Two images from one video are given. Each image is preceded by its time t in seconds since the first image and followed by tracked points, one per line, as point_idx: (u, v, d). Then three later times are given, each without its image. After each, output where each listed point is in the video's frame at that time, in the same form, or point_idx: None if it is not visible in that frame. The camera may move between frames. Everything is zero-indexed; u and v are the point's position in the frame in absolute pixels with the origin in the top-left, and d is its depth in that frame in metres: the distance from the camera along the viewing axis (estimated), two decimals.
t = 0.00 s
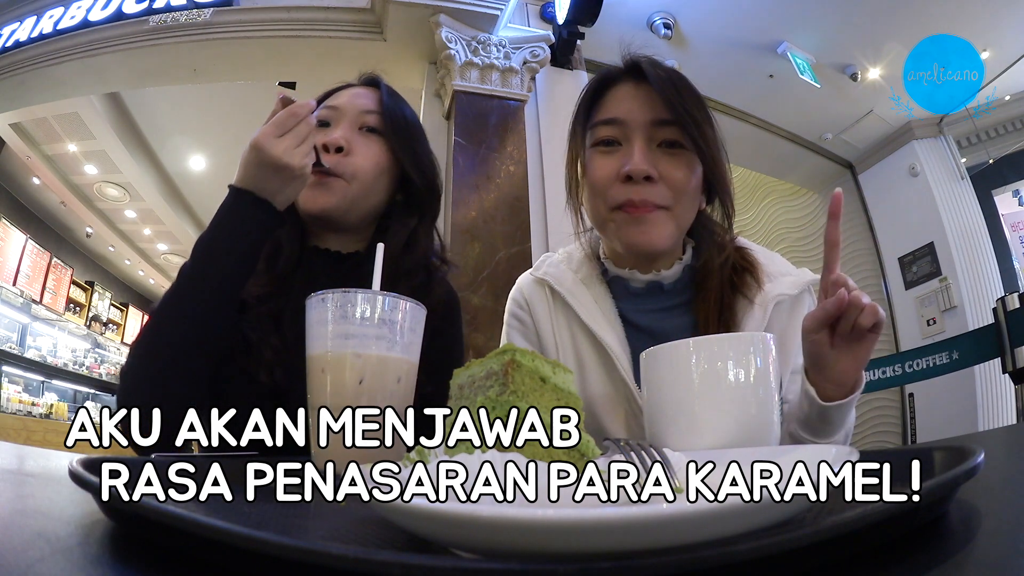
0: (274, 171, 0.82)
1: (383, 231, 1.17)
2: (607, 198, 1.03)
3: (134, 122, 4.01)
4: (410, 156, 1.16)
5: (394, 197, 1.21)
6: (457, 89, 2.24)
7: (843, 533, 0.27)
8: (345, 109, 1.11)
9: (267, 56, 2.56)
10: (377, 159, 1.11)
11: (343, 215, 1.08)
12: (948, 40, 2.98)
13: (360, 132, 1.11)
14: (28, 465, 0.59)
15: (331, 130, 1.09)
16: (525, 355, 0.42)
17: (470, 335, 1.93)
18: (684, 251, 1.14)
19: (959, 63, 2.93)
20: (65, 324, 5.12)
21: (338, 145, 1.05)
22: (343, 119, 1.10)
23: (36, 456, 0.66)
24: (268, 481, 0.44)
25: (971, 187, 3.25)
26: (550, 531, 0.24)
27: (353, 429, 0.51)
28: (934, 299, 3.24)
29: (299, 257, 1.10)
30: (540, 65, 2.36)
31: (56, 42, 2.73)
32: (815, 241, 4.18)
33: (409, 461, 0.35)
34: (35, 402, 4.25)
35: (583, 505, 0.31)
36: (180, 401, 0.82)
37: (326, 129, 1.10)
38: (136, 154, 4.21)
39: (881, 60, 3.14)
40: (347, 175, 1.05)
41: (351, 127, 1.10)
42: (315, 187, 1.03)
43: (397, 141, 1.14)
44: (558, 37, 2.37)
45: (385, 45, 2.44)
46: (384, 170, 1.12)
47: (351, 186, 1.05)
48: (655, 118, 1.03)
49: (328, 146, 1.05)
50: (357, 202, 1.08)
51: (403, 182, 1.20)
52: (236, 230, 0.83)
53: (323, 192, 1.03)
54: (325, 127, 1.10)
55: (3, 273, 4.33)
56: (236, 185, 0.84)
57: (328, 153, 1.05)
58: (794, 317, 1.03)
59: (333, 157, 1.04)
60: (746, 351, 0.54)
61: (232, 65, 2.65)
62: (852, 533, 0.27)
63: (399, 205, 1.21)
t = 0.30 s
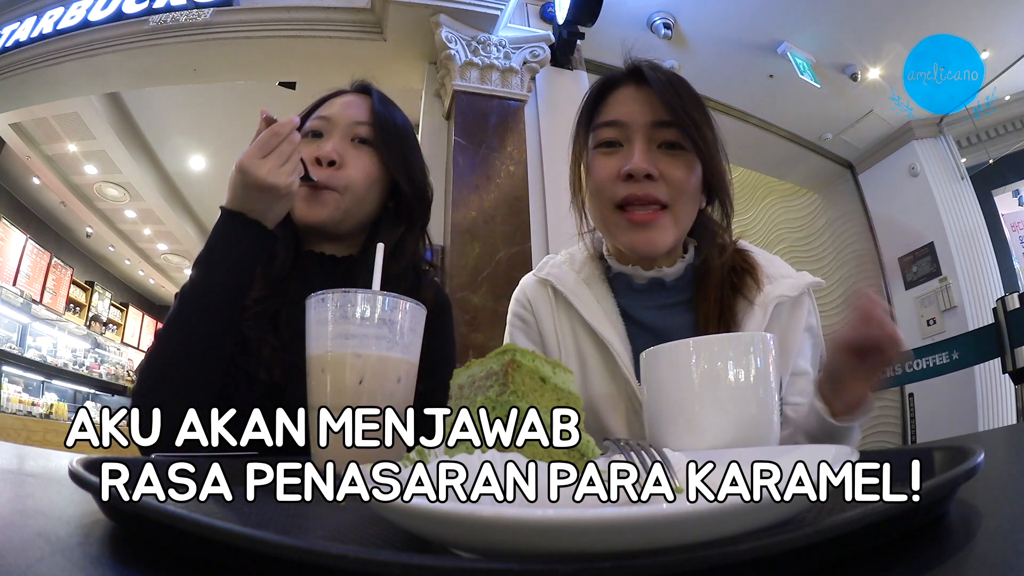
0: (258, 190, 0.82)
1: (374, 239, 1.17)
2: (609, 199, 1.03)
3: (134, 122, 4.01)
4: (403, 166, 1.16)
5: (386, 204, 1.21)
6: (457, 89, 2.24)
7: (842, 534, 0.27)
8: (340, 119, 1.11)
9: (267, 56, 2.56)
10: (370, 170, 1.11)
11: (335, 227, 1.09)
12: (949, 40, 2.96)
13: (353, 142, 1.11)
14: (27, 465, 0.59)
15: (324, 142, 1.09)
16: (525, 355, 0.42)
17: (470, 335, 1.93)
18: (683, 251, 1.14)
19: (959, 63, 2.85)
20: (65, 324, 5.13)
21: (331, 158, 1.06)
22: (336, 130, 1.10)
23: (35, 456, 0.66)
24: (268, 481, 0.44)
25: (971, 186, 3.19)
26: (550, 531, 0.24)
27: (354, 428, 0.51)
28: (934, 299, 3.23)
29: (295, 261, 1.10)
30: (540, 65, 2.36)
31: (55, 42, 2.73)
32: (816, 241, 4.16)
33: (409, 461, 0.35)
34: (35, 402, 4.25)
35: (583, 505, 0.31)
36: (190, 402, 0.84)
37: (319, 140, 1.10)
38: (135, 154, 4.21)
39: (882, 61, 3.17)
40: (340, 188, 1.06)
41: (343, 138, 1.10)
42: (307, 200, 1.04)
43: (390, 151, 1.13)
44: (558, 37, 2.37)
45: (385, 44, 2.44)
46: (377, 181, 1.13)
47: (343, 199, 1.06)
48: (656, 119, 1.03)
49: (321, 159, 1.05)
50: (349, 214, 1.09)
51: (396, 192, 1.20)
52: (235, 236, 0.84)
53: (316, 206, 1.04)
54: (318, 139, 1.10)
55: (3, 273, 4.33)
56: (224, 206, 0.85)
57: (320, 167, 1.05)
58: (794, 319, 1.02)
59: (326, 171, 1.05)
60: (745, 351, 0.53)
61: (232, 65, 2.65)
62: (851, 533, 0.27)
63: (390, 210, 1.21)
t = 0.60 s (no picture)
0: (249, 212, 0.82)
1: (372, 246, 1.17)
2: (610, 199, 1.03)
3: (134, 121, 4.01)
4: (404, 175, 1.16)
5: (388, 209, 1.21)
6: (457, 89, 2.24)
7: (842, 534, 0.27)
8: (344, 128, 1.11)
9: (267, 56, 2.56)
10: (371, 181, 1.11)
11: (336, 236, 1.10)
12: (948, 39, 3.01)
13: (354, 152, 1.11)
14: (28, 465, 0.59)
15: (326, 152, 1.09)
16: (525, 354, 0.42)
17: (469, 334, 1.93)
18: (685, 253, 1.14)
19: (959, 63, 3.02)
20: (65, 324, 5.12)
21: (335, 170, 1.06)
22: (337, 139, 1.10)
23: (35, 456, 0.66)
24: (268, 481, 0.44)
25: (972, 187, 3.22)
26: (551, 530, 0.24)
27: (353, 429, 0.51)
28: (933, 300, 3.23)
29: (294, 264, 1.11)
30: (540, 65, 2.36)
31: (56, 42, 2.73)
32: (816, 241, 4.16)
33: (409, 461, 0.35)
34: (35, 402, 4.25)
35: (582, 505, 0.31)
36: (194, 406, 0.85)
37: (320, 149, 1.10)
38: (135, 154, 4.21)
39: (882, 60, 3.14)
40: (343, 200, 1.06)
41: (345, 148, 1.10)
42: (309, 212, 1.04)
43: (391, 161, 1.14)
44: (558, 38, 2.37)
45: (385, 44, 2.44)
46: (379, 193, 1.13)
47: (346, 210, 1.07)
48: (657, 120, 1.03)
49: (325, 170, 1.05)
50: (350, 224, 1.09)
51: (395, 199, 1.20)
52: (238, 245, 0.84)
53: (319, 217, 1.05)
54: (320, 148, 1.10)
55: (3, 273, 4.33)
56: (221, 226, 0.85)
57: (324, 178, 1.06)
58: (795, 322, 1.02)
59: (329, 183, 1.05)
60: (745, 351, 0.53)
61: (232, 65, 2.65)
62: (851, 534, 0.27)
63: (391, 215, 1.21)
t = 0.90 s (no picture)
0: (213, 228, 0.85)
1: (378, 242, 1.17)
2: (606, 199, 1.04)
3: (134, 121, 4.00)
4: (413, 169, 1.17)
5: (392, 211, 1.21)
6: (457, 89, 2.24)
7: (841, 534, 0.27)
8: (358, 122, 1.12)
9: (267, 56, 2.56)
10: (382, 177, 1.12)
11: (347, 230, 1.10)
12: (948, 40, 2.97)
13: (366, 148, 1.11)
14: (28, 465, 0.59)
15: (338, 147, 1.09)
16: (525, 354, 0.42)
17: (469, 334, 1.93)
18: (687, 252, 1.13)
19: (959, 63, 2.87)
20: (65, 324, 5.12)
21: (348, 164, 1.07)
22: (350, 135, 1.10)
23: (35, 456, 0.66)
24: (268, 481, 0.44)
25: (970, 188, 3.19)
26: (550, 530, 0.24)
27: (354, 429, 0.51)
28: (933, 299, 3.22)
29: (295, 265, 1.11)
30: (540, 65, 2.36)
31: (55, 42, 2.73)
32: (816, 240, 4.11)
33: (409, 461, 0.35)
34: (35, 402, 4.25)
35: (583, 505, 0.30)
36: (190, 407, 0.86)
37: (332, 144, 1.10)
38: (135, 154, 4.20)
39: (882, 61, 3.16)
40: (355, 195, 1.07)
41: (357, 143, 1.10)
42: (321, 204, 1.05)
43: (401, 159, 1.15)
44: (558, 38, 2.37)
45: (385, 44, 2.44)
46: (388, 190, 1.14)
47: (358, 205, 1.08)
48: (653, 121, 1.03)
49: (340, 163, 1.06)
50: (361, 219, 1.10)
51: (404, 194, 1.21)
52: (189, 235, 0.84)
53: (331, 211, 1.06)
54: (332, 143, 1.10)
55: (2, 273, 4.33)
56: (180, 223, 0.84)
57: (336, 172, 1.06)
58: (797, 322, 1.03)
59: (342, 178, 1.06)
60: (746, 351, 0.53)
61: (232, 65, 2.65)
62: (850, 534, 0.27)
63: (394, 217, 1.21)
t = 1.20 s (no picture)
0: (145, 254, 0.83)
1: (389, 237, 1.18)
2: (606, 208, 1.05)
3: (135, 122, 4.01)
4: (425, 162, 1.18)
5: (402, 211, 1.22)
6: (459, 90, 2.24)
7: (841, 534, 0.27)
8: (374, 121, 1.11)
9: (268, 56, 2.56)
10: (398, 175, 1.12)
11: (363, 224, 1.10)
12: (949, 39, 2.95)
13: (383, 147, 1.11)
14: (30, 465, 0.59)
15: (354, 144, 1.08)
16: (529, 354, 0.43)
17: (472, 335, 1.94)
18: (690, 257, 1.13)
19: (959, 63, 2.84)
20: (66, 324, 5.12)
21: (366, 161, 1.06)
22: (366, 134, 1.09)
23: (37, 456, 0.66)
24: (268, 481, 0.44)
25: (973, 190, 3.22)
26: (550, 529, 0.24)
27: (354, 429, 0.51)
28: (935, 300, 3.23)
29: (298, 265, 1.11)
30: (542, 66, 2.36)
31: (56, 42, 2.73)
32: (817, 241, 4.08)
33: (411, 461, 0.35)
34: (37, 402, 4.25)
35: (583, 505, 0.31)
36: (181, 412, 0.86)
37: (349, 140, 1.09)
38: (137, 154, 4.21)
39: (883, 61, 3.16)
40: (373, 190, 1.07)
41: (374, 142, 1.10)
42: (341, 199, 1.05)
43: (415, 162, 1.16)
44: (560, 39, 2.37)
45: (387, 45, 2.44)
46: (401, 190, 1.13)
47: (375, 200, 1.07)
48: (655, 127, 1.02)
49: (357, 159, 1.05)
50: (377, 215, 1.10)
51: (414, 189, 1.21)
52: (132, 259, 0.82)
53: (350, 206, 1.06)
54: (349, 140, 1.09)
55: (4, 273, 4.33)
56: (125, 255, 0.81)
57: (354, 168, 1.06)
58: (801, 330, 1.02)
59: (361, 173, 1.06)
60: (749, 352, 0.54)
61: (234, 66, 2.65)
62: (851, 535, 0.27)
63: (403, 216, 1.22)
